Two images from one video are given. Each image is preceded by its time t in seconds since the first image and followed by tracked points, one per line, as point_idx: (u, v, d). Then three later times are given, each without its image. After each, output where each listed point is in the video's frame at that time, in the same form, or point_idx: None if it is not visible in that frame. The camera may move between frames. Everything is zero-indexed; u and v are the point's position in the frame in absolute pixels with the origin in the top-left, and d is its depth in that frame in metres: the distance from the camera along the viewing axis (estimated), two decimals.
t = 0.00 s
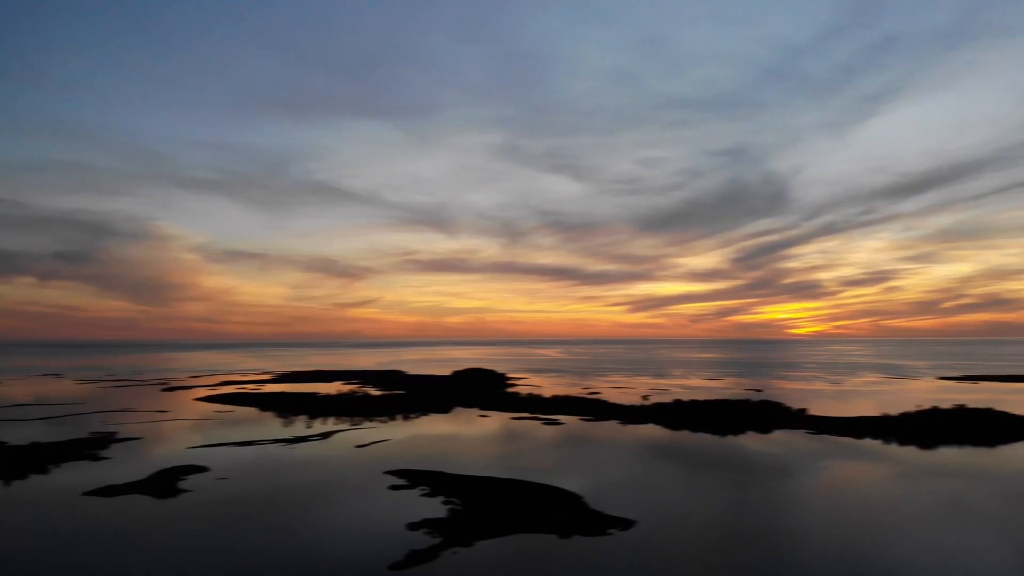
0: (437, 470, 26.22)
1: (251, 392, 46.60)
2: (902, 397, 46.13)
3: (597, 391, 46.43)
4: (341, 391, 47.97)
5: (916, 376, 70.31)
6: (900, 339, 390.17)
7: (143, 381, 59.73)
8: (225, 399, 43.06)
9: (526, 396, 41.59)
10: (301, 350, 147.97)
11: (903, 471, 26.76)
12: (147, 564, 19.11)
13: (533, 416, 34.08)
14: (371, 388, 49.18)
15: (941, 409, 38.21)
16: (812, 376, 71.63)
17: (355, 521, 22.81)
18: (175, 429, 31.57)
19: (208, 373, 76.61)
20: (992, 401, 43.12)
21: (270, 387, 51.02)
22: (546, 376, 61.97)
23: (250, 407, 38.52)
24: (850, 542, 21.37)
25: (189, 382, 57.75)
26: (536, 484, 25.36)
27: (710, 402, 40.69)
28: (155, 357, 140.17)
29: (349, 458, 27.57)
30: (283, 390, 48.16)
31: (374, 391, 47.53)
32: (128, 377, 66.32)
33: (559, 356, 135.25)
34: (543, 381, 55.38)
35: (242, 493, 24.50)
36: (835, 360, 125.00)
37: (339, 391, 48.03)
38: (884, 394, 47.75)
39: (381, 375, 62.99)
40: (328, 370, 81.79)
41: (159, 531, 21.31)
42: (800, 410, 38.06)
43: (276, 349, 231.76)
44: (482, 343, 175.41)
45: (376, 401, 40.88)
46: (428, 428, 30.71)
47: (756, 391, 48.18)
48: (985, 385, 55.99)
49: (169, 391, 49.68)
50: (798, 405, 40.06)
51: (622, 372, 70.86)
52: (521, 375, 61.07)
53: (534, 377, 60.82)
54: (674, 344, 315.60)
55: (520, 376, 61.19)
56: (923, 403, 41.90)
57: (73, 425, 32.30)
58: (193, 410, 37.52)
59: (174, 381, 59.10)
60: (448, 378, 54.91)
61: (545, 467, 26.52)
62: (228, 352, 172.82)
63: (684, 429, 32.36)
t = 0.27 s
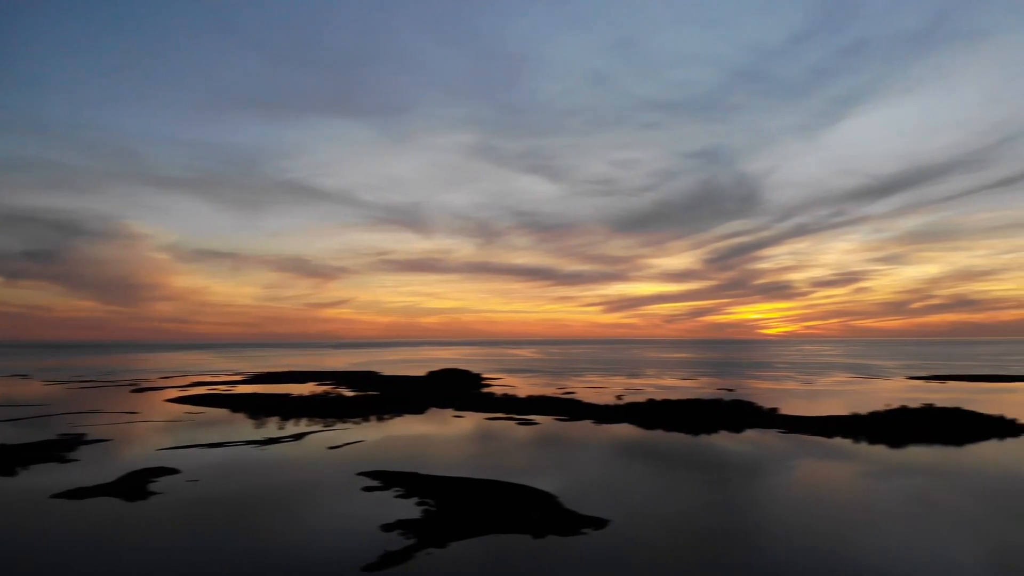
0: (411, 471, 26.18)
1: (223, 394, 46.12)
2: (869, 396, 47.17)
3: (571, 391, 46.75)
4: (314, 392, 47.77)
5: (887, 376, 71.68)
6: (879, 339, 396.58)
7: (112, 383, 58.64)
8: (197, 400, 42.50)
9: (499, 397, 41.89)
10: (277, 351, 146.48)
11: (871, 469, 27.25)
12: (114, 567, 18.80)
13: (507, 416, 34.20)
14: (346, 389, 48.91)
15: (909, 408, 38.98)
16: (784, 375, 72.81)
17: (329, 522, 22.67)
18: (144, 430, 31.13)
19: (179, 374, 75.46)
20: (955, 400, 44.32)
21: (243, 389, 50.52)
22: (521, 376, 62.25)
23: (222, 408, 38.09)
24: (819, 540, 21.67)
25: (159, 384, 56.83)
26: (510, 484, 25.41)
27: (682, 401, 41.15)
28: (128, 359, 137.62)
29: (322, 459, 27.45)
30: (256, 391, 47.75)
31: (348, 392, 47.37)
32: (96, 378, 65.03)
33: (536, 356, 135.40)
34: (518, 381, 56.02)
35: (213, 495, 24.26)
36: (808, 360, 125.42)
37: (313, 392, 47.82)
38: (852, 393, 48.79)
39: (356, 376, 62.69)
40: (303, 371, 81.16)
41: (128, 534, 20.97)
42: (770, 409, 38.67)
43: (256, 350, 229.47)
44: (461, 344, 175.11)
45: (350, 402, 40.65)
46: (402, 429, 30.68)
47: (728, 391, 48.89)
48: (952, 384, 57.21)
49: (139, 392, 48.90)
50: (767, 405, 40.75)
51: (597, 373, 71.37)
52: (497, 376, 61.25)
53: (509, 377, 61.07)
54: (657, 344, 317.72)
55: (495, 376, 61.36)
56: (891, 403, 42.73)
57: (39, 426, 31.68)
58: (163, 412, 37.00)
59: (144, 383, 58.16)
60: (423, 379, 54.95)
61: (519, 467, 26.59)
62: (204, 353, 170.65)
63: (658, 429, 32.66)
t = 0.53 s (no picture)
0: (391, 472, 26.09)
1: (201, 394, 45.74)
2: (846, 395, 47.80)
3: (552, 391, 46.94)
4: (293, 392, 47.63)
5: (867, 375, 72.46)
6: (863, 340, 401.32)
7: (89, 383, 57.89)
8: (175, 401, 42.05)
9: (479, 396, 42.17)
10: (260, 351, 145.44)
11: (849, 468, 27.52)
12: (88, 569, 18.54)
13: (488, 417, 34.28)
14: (327, 390, 48.56)
15: (886, 408, 39.21)
16: (764, 375, 73.59)
17: (308, 524, 22.52)
18: (122, 431, 30.79)
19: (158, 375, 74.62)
20: (930, 399, 45.06)
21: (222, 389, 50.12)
22: (503, 376, 62.38)
23: (200, 409, 37.70)
24: (798, 538, 21.85)
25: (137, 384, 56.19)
26: (491, 484, 25.41)
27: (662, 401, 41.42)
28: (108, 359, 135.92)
29: (301, 460, 27.31)
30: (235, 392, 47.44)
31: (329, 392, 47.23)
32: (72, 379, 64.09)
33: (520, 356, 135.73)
34: (497, 381, 56.93)
35: (191, 496, 24.03)
36: (787, 360, 125.84)
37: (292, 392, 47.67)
38: (830, 392, 49.42)
39: (337, 377, 62.41)
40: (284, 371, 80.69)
41: (104, 535, 20.71)
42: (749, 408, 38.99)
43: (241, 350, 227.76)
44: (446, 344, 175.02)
45: (330, 402, 40.41)
46: (382, 430, 30.62)
47: (708, 391, 49.31)
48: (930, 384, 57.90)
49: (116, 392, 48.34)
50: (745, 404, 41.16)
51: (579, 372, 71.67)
52: (479, 376, 61.31)
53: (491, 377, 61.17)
54: (645, 344, 319.20)
55: (477, 377, 61.43)
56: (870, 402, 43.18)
57: (12, 427, 31.17)
58: (140, 413, 36.62)
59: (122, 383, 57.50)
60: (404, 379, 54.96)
61: (500, 468, 26.59)
62: (186, 354, 168.96)
63: (639, 429, 32.81)
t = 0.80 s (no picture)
0: (371, 473, 25.98)
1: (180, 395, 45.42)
2: (823, 395, 48.41)
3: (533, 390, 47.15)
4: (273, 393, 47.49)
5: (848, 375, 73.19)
6: (848, 340, 405.86)
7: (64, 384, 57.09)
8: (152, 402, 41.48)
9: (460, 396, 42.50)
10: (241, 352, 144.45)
11: (828, 467, 27.79)
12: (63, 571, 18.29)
13: (469, 417, 34.32)
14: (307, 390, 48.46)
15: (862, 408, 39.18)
16: (743, 375, 74.32)
17: (286, 526, 22.33)
18: (98, 432, 30.44)
19: (135, 376, 73.80)
20: (905, 399, 45.75)
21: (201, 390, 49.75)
22: (485, 377, 62.44)
23: (178, 410, 37.26)
24: (777, 536, 22.01)
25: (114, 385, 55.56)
26: (472, 484, 25.40)
27: (642, 401, 41.66)
28: (87, 361, 133.87)
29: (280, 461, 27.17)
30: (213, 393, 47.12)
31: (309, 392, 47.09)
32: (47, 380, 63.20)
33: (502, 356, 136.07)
34: (481, 382, 56.86)
35: (169, 498, 23.79)
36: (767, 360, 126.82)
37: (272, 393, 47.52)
38: (808, 391, 50.00)
39: (318, 377, 62.14)
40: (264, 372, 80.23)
41: (79, 538, 20.44)
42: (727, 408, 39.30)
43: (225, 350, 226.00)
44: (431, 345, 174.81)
45: (311, 403, 40.11)
46: (362, 430, 30.53)
47: (688, 391, 49.72)
48: (909, 384, 58.61)
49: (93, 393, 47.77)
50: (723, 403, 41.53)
51: (560, 373, 72.06)
52: (460, 376, 61.34)
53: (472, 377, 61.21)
54: (632, 345, 320.53)
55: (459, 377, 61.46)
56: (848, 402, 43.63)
57: None
58: (118, 413, 36.22)
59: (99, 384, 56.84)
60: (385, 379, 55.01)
61: (481, 468, 26.57)
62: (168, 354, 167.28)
63: (619, 429, 32.93)
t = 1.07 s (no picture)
0: (351, 474, 25.89)
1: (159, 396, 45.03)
2: (802, 394, 48.94)
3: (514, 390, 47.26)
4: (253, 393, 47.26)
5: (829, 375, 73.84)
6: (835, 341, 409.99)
7: (40, 385, 56.20)
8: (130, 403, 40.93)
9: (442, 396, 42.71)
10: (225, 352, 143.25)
11: (808, 466, 28.03)
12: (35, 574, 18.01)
13: (450, 417, 34.33)
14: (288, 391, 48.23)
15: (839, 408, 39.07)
16: (725, 375, 74.98)
17: (265, 527, 22.18)
18: (74, 433, 30.06)
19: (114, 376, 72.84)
20: (882, 398, 46.38)
21: (180, 391, 49.27)
22: (468, 377, 62.43)
23: (156, 411, 36.79)
24: (757, 535, 22.17)
25: (92, 386, 54.82)
26: (452, 484, 25.38)
27: (623, 400, 41.84)
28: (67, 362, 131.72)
29: (259, 462, 27.02)
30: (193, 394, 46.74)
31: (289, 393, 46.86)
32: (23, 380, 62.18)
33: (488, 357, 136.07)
34: (458, 381, 57.25)
35: (146, 500, 23.53)
36: (748, 360, 127.61)
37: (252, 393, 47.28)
38: (787, 391, 50.53)
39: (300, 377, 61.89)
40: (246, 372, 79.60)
41: (53, 540, 20.15)
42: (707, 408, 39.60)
43: (210, 351, 224.01)
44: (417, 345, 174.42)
45: (291, 404, 39.78)
46: (343, 431, 30.44)
47: (669, 391, 50.05)
48: (887, 384, 59.27)
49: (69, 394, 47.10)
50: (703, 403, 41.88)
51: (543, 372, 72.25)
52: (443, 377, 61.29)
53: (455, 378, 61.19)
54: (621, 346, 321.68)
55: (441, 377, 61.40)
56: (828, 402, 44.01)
57: None
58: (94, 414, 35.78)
59: (76, 385, 56.03)
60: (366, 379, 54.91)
61: (462, 468, 26.53)
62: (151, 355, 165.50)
63: (600, 429, 33.06)
